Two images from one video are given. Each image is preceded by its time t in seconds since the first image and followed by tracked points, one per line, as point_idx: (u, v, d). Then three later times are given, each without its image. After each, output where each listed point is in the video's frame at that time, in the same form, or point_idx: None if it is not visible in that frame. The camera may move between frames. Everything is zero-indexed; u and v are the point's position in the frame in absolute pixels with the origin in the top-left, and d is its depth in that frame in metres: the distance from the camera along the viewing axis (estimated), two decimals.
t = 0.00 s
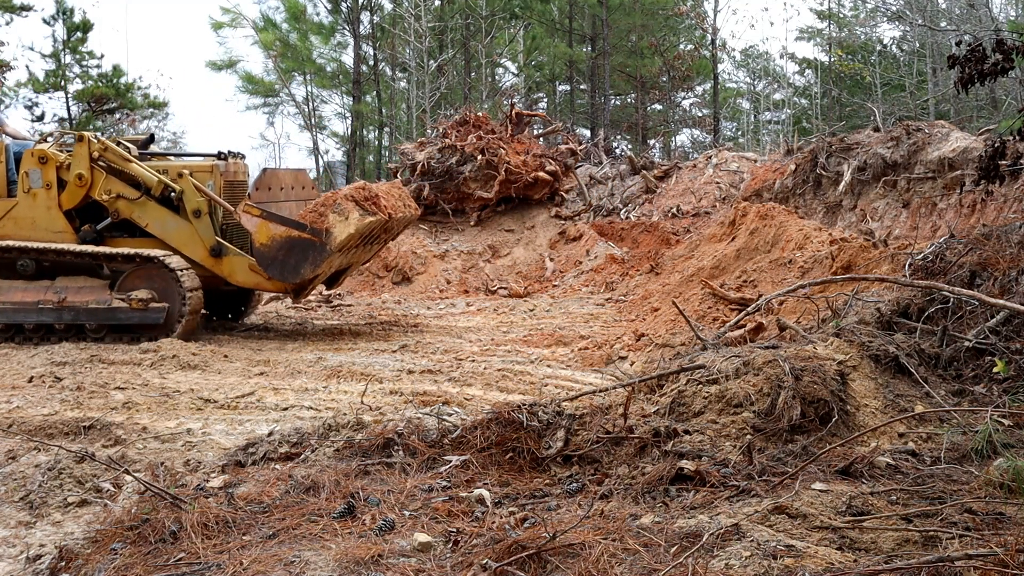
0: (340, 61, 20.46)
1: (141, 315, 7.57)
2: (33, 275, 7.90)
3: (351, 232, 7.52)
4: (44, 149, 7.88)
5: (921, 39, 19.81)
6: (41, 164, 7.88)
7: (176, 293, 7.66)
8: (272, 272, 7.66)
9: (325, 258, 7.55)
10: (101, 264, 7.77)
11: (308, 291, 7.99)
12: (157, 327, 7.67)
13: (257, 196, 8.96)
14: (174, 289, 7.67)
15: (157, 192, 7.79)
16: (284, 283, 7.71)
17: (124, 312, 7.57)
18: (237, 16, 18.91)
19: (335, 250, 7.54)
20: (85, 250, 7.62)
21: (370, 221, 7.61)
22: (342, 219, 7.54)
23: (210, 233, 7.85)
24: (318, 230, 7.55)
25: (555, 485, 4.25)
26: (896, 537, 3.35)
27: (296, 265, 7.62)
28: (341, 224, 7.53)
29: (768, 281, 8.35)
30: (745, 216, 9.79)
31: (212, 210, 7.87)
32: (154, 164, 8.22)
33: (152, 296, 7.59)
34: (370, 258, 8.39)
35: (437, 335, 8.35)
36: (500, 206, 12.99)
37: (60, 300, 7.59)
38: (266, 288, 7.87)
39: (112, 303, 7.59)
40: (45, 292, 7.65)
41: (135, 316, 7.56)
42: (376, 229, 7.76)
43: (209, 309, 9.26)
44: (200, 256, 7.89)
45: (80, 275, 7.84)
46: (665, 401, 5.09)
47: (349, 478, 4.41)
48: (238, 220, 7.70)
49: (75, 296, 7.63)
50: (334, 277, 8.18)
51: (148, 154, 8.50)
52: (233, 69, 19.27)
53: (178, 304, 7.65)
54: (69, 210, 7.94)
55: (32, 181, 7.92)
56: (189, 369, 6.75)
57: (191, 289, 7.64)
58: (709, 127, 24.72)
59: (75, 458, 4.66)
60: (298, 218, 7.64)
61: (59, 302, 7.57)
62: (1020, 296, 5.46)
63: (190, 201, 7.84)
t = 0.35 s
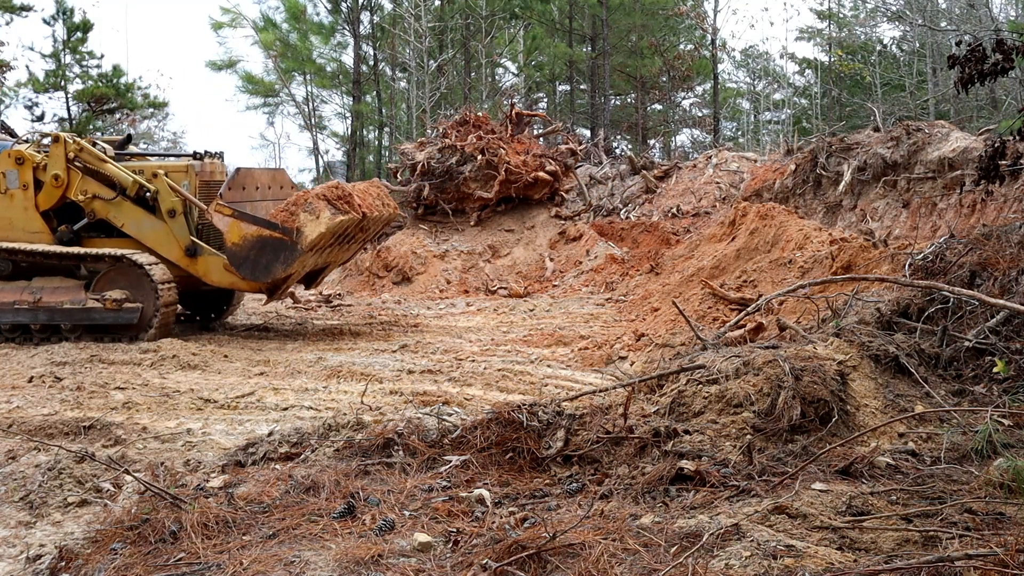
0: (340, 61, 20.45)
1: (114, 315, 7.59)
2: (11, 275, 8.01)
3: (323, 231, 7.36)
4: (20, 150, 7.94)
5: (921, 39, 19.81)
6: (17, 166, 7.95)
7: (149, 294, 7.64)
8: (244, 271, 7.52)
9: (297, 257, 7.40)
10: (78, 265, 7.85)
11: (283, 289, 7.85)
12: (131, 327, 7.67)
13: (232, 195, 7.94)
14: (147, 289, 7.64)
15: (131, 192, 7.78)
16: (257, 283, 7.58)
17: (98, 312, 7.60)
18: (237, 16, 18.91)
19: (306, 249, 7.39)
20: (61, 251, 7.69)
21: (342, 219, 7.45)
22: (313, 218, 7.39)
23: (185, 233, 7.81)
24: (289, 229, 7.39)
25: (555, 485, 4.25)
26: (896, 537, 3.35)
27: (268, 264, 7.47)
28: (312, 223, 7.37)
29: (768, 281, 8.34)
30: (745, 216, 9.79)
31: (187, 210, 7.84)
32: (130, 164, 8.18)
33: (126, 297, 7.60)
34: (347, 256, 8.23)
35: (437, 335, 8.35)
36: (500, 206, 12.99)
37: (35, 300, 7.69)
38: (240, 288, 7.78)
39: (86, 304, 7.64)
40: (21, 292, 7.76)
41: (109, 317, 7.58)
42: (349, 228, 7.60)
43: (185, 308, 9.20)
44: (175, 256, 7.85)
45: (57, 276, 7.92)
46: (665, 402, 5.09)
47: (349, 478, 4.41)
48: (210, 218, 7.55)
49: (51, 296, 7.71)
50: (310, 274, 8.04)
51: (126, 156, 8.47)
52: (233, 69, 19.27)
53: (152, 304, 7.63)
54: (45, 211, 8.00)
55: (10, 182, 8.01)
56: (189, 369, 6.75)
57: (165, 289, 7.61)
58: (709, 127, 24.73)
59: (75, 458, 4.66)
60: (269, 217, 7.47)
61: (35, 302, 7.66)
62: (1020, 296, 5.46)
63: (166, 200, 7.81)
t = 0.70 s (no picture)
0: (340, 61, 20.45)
1: (90, 315, 7.60)
2: None
3: (294, 232, 7.34)
4: None
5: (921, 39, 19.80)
6: None
7: (124, 294, 7.67)
8: (216, 273, 7.51)
9: (268, 259, 7.38)
10: (55, 265, 7.85)
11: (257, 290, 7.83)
12: (106, 328, 7.68)
13: (205, 197, 7.75)
14: (122, 289, 7.67)
15: (108, 193, 7.80)
16: (230, 284, 7.55)
17: (73, 313, 7.61)
18: (237, 16, 18.91)
19: (278, 250, 7.36)
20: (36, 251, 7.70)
21: (314, 221, 7.44)
22: (285, 220, 7.37)
23: (160, 234, 7.79)
24: (261, 231, 7.37)
25: (555, 485, 4.25)
26: (896, 537, 3.35)
27: (240, 266, 7.44)
28: (283, 224, 7.36)
29: (768, 281, 8.34)
30: (745, 216, 9.79)
31: (163, 212, 7.82)
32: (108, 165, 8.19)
33: (100, 298, 7.61)
34: (323, 257, 8.22)
35: (436, 335, 8.35)
36: (500, 206, 12.99)
37: (11, 301, 7.71)
38: (216, 289, 7.76)
39: (61, 305, 7.66)
40: None
41: (83, 317, 7.59)
42: (322, 229, 7.58)
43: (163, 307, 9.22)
44: (150, 257, 7.84)
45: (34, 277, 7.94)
46: (665, 402, 5.09)
47: (349, 478, 4.41)
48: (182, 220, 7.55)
49: (26, 297, 7.74)
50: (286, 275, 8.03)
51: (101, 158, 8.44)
52: (233, 69, 19.27)
53: (127, 305, 7.64)
54: (22, 211, 8.06)
55: None
56: (189, 369, 6.75)
57: (138, 289, 7.62)
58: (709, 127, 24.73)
59: (75, 458, 4.67)
60: (241, 218, 7.45)
61: (10, 302, 7.69)
62: (1019, 296, 5.46)
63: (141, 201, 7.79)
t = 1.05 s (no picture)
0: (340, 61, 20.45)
1: (65, 316, 7.64)
2: None
3: (267, 234, 7.33)
4: None
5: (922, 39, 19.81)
6: None
7: (98, 295, 7.69)
8: (190, 275, 7.51)
9: (242, 261, 7.38)
10: (33, 265, 7.85)
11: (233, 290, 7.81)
12: (83, 329, 7.73)
13: (180, 198, 7.73)
14: (97, 289, 7.69)
15: (85, 194, 7.80)
16: (205, 286, 7.55)
17: (49, 313, 7.66)
18: (237, 16, 18.92)
19: (251, 252, 7.36)
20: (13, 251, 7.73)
21: (287, 223, 7.41)
22: (258, 222, 7.36)
23: (136, 235, 7.78)
24: (235, 232, 7.36)
25: (555, 485, 4.25)
26: (896, 536, 3.35)
27: (214, 267, 7.44)
28: (257, 226, 7.35)
29: (768, 281, 8.34)
30: (745, 216, 9.80)
31: (138, 212, 7.81)
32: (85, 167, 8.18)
33: (76, 298, 7.65)
34: (301, 258, 8.21)
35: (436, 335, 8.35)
36: (500, 206, 12.99)
37: None
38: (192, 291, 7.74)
39: (38, 304, 7.70)
40: None
41: (59, 317, 7.64)
42: (296, 231, 7.55)
43: (144, 308, 9.23)
44: (127, 257, 7.83)
45: (12, 277, 7.94)
46: (665, 402, 5.10)
47: (349, 478, 4.41)
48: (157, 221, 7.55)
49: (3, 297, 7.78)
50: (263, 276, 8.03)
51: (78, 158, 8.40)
52: (233, 69, 19.27)
53: (103, 305, 7.68)
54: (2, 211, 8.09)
55: None
56: (189, 369, 6.75)
57: (114, 290, 7.64)
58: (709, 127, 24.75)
59: (75, 458, 4.67)
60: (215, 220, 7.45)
61: None
62: (1020, 296, 5.45)
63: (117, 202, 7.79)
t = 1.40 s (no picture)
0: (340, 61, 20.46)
1: (42, 316, 7.64)
2: None
3: (241, 234, 7.30)
4: None
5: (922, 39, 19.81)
6: None
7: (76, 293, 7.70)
8: (165, 275, 7.51)
9: (216, 261, 7.36)
10: (14, 266, 7.91)
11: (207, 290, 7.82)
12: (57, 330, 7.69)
13: (156, 199, 7.69)
14: (73, 288, 7.69)
15: (62, 195, 7.83)
16: (181, 287, 7.54)
17: (26, 313, 7.67)
18: (237, 16, 18.92)
19: (225, 253, 7.34)
20: None
21: (262, 223, 7.39)
22: (232, 223, 7.34)
23: (113, 236, 7.78)
24: (208, 233, 7.34)
25: (555, 485, 4.25)
26: (896, 537, 3.34)
27: (188, 268, 7.43)
28: (230, 227, 7.33)
29: (768, 281, 8.34)
30: (745, 216, 9.79)
31: (115, 213, 7.80)
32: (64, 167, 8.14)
33: (52, 299, 7.65)
34: (280, 258, 8.20)
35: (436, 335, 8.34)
36: (500, 206, 12.99)
37: None
38: (168, 291, 7.72)
39: (15, 305, 7.73)
40: None
41: (35, 317, 7.64)
42: (272, 231, 7.52)
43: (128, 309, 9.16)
44: (104, 258, 7.84)
45: None
46: (665, 402, 5.10)
47: (349, 478, 4.41)
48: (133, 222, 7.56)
49: None
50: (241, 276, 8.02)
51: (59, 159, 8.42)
52: (233, 69, 19.27)
53: (79, 305, 7.67)
54: None
55: None
56: (189, 369, 6.75)
57: (90, 289, 7.64)
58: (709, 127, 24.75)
59: (75, 458, 4.67)
60: (189, 221, 7.44)
61: None
62: (1020, 296, 5.45)
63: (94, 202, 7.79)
